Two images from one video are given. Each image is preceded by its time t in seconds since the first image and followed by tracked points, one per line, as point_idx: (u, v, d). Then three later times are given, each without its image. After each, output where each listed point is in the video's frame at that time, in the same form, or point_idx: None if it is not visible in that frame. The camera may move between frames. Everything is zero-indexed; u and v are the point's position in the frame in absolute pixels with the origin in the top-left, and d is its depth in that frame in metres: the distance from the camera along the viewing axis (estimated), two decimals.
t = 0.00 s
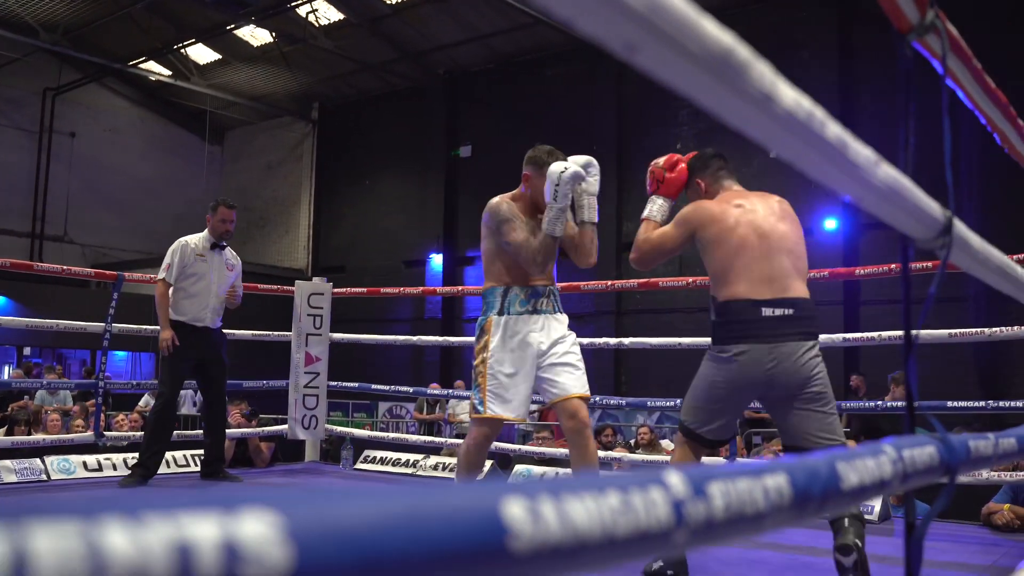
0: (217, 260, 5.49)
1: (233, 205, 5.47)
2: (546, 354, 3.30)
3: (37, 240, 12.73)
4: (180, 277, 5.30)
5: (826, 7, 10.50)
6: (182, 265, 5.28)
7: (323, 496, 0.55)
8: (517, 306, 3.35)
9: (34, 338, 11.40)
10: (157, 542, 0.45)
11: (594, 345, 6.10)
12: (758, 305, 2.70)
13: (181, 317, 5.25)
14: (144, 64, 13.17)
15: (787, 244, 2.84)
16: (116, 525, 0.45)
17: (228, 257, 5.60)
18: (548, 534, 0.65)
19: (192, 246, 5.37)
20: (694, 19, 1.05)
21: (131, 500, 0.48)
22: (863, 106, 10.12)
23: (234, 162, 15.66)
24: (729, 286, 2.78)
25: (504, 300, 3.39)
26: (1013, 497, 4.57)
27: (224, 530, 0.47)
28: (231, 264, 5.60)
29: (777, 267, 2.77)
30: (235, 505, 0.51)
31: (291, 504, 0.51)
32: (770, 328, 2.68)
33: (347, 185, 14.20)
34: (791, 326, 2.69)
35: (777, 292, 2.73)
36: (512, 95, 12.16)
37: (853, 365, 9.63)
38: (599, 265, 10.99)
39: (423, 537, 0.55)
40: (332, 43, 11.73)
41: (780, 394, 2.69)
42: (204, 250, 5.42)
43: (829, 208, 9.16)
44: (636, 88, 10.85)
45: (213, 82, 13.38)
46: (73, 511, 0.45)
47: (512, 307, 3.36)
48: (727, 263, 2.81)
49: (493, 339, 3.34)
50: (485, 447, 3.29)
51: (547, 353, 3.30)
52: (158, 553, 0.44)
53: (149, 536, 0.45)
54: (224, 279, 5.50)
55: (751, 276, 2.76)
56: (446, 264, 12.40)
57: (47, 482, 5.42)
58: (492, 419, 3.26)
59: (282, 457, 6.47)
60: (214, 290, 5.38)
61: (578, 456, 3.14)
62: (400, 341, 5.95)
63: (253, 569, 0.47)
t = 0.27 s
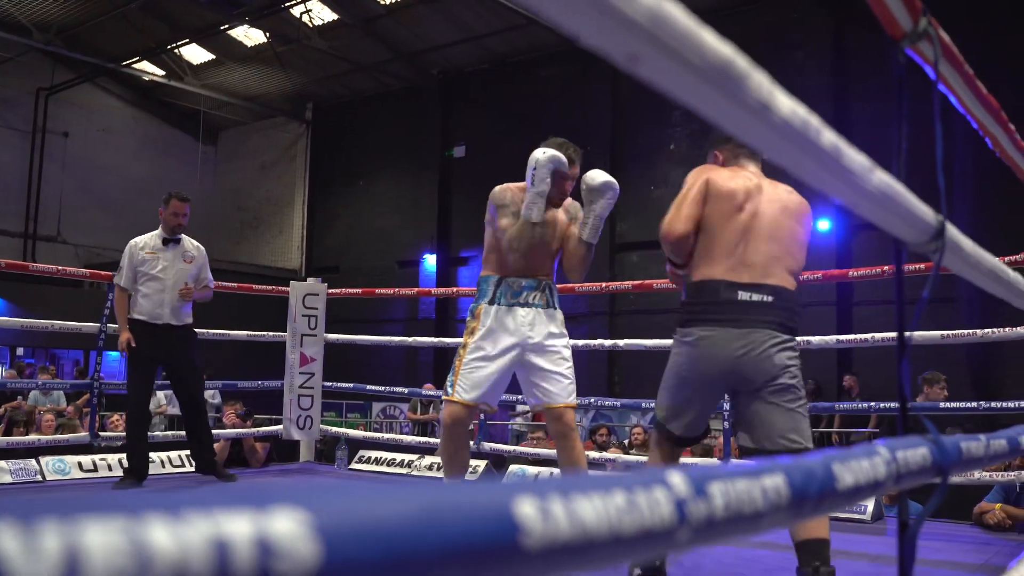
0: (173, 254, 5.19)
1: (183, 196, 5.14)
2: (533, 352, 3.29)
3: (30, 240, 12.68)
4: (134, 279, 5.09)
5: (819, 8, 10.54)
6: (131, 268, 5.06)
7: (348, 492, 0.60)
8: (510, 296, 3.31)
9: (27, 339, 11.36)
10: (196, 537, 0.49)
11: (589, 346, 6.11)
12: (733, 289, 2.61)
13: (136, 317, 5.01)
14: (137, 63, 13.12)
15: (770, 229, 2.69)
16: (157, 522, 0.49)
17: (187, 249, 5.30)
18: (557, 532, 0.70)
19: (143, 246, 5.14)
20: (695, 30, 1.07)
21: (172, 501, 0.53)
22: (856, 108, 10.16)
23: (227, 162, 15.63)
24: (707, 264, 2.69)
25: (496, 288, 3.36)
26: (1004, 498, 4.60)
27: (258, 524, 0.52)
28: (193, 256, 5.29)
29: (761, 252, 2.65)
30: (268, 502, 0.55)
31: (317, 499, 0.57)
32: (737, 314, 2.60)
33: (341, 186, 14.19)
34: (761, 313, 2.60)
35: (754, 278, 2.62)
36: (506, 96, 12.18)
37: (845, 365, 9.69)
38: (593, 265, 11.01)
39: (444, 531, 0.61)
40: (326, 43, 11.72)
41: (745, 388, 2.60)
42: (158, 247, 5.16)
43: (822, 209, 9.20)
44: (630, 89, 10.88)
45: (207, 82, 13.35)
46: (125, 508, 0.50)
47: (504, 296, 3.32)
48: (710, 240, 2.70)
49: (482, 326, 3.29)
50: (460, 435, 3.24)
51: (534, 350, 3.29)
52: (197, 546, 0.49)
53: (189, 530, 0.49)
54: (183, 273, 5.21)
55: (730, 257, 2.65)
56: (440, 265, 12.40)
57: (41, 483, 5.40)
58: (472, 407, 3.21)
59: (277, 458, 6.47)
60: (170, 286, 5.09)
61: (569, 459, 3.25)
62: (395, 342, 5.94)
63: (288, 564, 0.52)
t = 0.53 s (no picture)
0: (137, 245, 4.78)
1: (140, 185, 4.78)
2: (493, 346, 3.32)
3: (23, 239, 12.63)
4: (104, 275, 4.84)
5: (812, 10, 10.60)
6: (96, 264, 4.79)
7: (384, 479, 0.64)
8: (464, 296, 3.39)
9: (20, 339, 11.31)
10: (248, 517, 0.54)
11: (584, 346, 6.14)
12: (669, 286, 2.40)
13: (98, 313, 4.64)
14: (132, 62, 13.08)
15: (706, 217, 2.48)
16: (213, 503, 0.53)
17: (154, 237, 4.85)
18: (577, 517, 0.75)
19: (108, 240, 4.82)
20: (701, 35, 1.12)
21: (226, 484, 0.57)
22: (850, 109, 10.22)
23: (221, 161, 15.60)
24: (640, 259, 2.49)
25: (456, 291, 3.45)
26: (998, 497, 4.65)
27: (304, 506, 0.56)
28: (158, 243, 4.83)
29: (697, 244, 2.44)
30: (312, 485, 0.60)
31: (356, 488, 0.61)
32: (677, 311, 2.39)
33: (336, 185, 14.19)
34: (700, 310, 2.39)
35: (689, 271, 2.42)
36: (501, 96, 12.19)
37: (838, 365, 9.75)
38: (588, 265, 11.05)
39: (472, 514, 0.66)
40: (322, 43, 11.70)
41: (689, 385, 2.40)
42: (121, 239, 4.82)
43: (816, 210, 9.26)
44: (625, 89, 10.91)
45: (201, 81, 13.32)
46: (182, 490, 0.54)
47: (460, 296, 3.41)
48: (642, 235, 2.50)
49: (441, 333, 3.40)
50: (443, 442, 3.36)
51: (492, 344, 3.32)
52: (249, 525, 0.53)
53: (241, 512, 0.54)
54: (143, 261, 4.75)
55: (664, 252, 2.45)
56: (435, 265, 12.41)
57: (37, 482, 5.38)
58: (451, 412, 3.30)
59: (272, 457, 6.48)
60: (128, 278, 4.67)
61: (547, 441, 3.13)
62: (392, 341, 5.95)
63: (331, 544, 0.56)
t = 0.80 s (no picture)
0: (110, 243, 4.70)
1: (114, 179, 4.66)
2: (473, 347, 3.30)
3: (19, 239, 12.58)
4: (84, 274, 4.82)
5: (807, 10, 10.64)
6: (75, 262, 4.80)
7: (390, 479, 0.67)
8: (446, 295, 3.37)
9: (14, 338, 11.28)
10: (259, 515, 0.56)
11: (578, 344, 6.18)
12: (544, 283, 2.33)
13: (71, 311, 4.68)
14: (127, 61, 13.04)
15: (604, 213, 2.36)
16: (226, 502, 0.56)
17: (128, 234, 4.72)
18: (582, 513, 0.77)
19: (89, 237, 4.80)
20: (705, 38, 1.13)
21: (237, 485, 0.60)
22: (844, 108, 10.26)
23: (216, 160, 15.59)
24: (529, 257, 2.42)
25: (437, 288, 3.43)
26: (992, 494, 4.67)
27: (313, 506, 0.59)
28: (128, 241, 4.70)
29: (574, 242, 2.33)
30: (323, 485, 0.63)
31: (361, 486, 0.64)
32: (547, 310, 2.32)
33: (331, 184, 14.19)
34: (570, 308, 2.27)
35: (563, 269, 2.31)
36: (495, 95, 12.22)
37: (833, 364, 9.78)
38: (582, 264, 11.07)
39: (476, 511, 0.68)
40: (317, 42, 11.71)
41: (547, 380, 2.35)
42: (98, 237, 4.77)
43: (811, 209, 9.29)
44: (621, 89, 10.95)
45: (197, 80, 13.31)
46: (195, 491, 0.57)
47: (442, 295, 3.39)
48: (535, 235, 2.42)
49: (424, 331, 3.41)
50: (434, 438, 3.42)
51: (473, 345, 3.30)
52: (260, 522, 0.56)
53: (253, 510, 0.56)
54: (113, 260, 4.64)
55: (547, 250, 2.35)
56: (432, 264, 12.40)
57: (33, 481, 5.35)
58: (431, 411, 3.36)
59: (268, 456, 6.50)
60: (98, 276, 4.62)
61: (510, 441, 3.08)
62: (387, 340, 5.97)
63: (340, 542, 0.59)
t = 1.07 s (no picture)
0: (81, 238, 4.58)
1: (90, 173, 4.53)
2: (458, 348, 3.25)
3: (17, 238, 12.57)
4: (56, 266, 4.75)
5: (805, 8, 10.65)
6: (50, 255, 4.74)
7: (398, 463, 0.65)
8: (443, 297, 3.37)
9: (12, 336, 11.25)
10: (265, 498, 0.54)
11: (577, 342, 6.14)
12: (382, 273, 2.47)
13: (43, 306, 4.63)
14: (125, 59, 13.01)
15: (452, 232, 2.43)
16: (231, 483, 0.54)
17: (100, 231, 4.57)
18: (589, 501, 0.75)
19: (65, 231, 4.73)
20: (707, 24, 1.13)
21: (241, 466, 0.58)
22: (843, 106, 10.27)
23: (214, 159, 15.58)
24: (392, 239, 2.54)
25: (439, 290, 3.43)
26: (992, 493, 4.69)
27: (319, 489, 0.57)
28: (97, 238, 4.55)
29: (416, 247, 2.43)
30: (330, 469, 0.60)
31: (371, 470, 0.62)
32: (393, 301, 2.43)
33: (329, 183, 14.17)
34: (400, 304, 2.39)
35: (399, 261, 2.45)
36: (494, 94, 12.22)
37: (832, 363, 9.79)
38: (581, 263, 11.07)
39: (484, 496, 0.65)
40: (315, 40, 11.70)
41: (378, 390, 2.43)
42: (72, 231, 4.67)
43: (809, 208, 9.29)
44: (619, 88, 10.96)
45: (195, 78, 13.28)
46: (198, 472, 0.54)
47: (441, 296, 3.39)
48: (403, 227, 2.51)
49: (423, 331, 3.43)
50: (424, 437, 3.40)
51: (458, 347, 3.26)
52: (266, 506, 0.54)
53: (259, 493, 0.54)
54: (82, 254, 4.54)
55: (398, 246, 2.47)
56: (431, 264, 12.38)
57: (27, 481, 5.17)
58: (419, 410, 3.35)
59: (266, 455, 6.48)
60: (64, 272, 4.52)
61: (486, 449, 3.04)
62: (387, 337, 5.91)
63: (347, 526, 0.57)
